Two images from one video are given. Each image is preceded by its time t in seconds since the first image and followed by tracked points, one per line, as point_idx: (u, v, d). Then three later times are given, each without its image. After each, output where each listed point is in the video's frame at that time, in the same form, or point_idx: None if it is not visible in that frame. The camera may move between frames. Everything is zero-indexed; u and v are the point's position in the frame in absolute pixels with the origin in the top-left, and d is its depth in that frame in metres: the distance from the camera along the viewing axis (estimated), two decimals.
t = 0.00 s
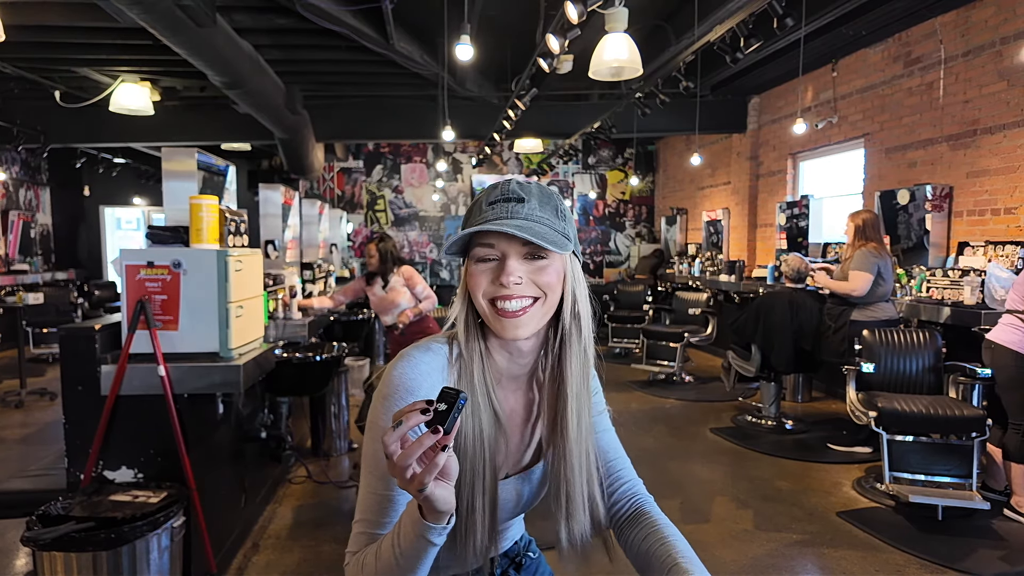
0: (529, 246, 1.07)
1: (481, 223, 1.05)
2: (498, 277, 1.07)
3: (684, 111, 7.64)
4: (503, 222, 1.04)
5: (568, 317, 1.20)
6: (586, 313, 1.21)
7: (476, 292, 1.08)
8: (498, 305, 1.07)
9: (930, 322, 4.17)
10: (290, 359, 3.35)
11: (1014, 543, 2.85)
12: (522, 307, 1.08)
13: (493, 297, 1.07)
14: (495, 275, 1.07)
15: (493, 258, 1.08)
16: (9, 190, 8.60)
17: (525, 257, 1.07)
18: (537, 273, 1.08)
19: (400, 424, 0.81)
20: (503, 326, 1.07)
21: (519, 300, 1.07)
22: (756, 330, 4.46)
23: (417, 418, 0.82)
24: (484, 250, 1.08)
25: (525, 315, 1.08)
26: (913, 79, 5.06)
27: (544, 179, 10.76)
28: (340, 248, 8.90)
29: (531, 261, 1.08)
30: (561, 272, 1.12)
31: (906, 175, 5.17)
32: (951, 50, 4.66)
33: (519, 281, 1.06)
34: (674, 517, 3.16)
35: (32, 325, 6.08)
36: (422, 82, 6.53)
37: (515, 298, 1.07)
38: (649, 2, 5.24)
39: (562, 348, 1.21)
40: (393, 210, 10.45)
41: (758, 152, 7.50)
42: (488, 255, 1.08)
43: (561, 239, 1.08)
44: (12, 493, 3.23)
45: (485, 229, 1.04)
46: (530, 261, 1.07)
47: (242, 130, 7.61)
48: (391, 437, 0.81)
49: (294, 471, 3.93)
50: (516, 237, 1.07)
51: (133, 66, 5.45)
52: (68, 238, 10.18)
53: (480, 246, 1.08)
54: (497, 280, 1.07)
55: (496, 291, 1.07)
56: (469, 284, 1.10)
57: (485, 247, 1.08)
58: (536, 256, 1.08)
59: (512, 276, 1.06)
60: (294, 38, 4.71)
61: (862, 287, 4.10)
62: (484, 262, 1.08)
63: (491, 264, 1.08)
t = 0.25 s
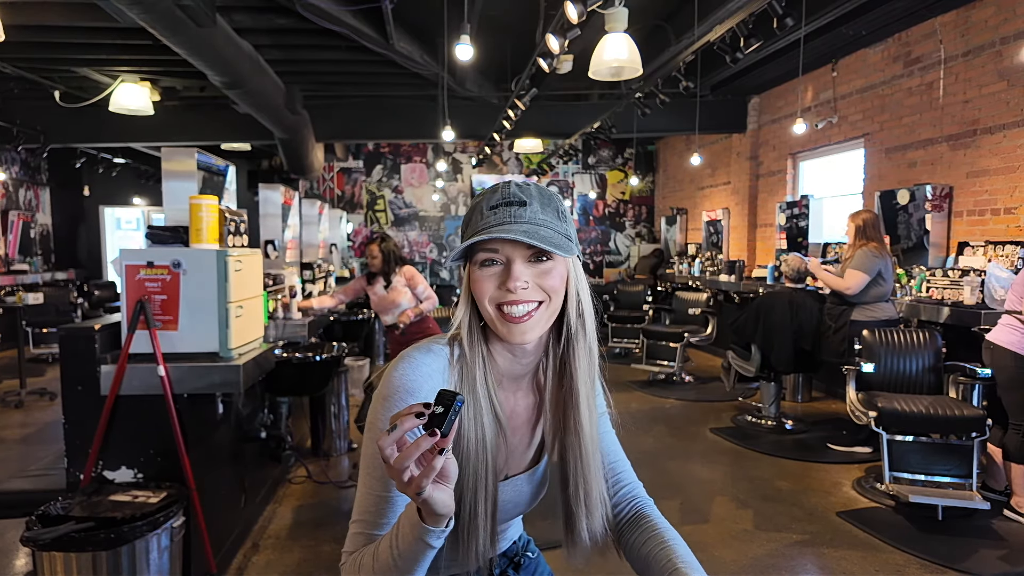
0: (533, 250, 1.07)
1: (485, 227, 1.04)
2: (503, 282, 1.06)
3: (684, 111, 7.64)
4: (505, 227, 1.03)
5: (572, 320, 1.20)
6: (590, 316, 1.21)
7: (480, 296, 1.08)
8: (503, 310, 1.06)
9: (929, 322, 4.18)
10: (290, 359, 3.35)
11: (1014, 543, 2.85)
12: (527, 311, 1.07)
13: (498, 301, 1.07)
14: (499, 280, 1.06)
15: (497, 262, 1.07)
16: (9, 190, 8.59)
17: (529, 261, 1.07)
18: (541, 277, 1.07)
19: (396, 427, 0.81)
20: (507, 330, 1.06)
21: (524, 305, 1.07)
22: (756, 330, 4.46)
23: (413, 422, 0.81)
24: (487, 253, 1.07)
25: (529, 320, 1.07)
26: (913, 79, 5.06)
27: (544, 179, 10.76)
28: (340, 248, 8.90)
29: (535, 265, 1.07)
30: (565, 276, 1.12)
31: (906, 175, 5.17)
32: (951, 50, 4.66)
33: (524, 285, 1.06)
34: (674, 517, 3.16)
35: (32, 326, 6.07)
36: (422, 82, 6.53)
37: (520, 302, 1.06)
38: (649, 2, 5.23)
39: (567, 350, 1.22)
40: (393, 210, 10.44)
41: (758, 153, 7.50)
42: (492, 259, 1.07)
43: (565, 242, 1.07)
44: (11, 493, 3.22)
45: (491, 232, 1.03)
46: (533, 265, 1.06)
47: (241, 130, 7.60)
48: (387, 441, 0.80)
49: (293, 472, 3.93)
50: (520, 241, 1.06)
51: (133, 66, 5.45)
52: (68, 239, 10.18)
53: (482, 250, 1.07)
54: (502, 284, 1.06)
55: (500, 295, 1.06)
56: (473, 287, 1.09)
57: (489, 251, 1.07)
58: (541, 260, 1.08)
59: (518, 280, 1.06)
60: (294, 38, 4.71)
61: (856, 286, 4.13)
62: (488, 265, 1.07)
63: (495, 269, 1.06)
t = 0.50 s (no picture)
0: (535, 252, 1.07)
1: (488, 228, 1.04)
2: (504, 284, 1.06)
3: (684, 111, 7.64)
4: (509, 229, 1.02)
5: (571, 320, 1.20)
6: (590, 316, 1.21)
7: (481, 297, 1.07)
8: (503, 311, 1.06)
9: (929, 322, 4.18)
10: (290, 359, 3.35)
11: (1014, 543, 2.85)
12: (528, 313, 1.07)
13: (498, 303, 1.07)
14: (501, 282, 1.06)
15: (499, 265, 1.06)
16: (9, 190, 8.59)
17: (530, 263, 1.06)
18: (542, 279, 1.07)
19: (393, 427, 0.80)
20: (508, 331, 1.06)
21: (524, 307, 1.07)
22: (755, 330, 4.46)
23: (411, 422, 0.81)
24: (489, 256, 1.07)
25: (530, 321, 1.07)
26: (913, 79, 5.06)
27: (544, 179, 10.76)
28: (339, 248, 8.89)
29: (537, 267, 1.07)
30: (566, 279, 1.12)
31: (905, 175, 5.17)
32: (951, 50, 4.66)
33: (525, 288, 1.06)
34: (674, 517, 3.16)
35: (32, 326, 6.07)
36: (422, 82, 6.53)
37: (520, 304, 1.06)
38: (649, 2, 5.24)
39: (566, 350, 1.22)
40: (393, 210, 10.44)
41: (758, 153, 7.50)
42: (493, 261, 1.07)
43: (567, 245, 1.07)
44: (11, 493, 3.22)
45: (493, 234, 1.02)
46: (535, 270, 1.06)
47: (241, 130, 7.60)
48: (386, 441, 0.80)
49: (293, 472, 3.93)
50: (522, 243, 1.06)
51: (132, 66, 5.45)
52: (68, 239, 10.17)
53: (484, 251, 1.07)
54: (503, 286, 1.06)
55: (499, 298, 1.06)
56: (474, 288, 1.08)
57: (490, 252, 1.07)
58: (542, 263, 1.08)
59: (519, 283, 1.05)
60: (294, 38, 4.72)
61: (852, 286, 4.15)
62: (489, 267, 1.07)
63: (496, 271, 1.06)
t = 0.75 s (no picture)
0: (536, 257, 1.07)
1: (490, 231, 1.04)
2: (503, 289, 1.06)
3: (684, 111, 7.64)
4: (510, 234, 1.03)
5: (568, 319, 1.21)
6: (587, 315, 1.22)
7: (480, 299, 1.08)
8: (502, 313, 1.07)
9: (929, 322, 4.18)
10: (290, 359, 3.35)
11: (1014, 543, 2.85)
12: (526, 316, 1.07)
13: (497, 305, 1.07)
14: (500, 285, 1.06)
15: (499, 268, 1.06)
16: (9, 190, 8.59)
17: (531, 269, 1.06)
18: (541, 285, 1.07)
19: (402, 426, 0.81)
20: (506, 333, 1.06)
21: (522, 311, 1.07)
22: (755, 330, 4.46)
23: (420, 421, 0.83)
24: (489, 258, 1.07)
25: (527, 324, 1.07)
26: (913, 79, 5.06)
27: (544, 179, 10.76)
28: (339, 248, 8.89)
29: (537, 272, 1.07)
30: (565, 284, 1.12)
31: (905, 175, 5.18)
32: (951, 50, 4.66)
33: (523, 294, 1.06)
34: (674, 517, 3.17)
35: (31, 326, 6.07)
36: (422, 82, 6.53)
37: (519, 309, 1.06)
38: (649, 2, 5.24)
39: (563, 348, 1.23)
40: (393, 210, 10.45)
41: (758, 153, 7.51)
42: (494, 263, 1.07)
43: (568, 254, 1.07)
44: (11, 494, 3.22)
45: (495, 237, 1.02)
46: (535, 275, 1.06)
47: (241, 130, 7.60)
48: (393, 439, 0.81)
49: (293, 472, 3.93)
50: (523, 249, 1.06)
51: (132, 66, 5.45)
52: (68, 239, 10.17)
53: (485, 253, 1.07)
54: (503, 290, 1.06)
55: (497, 300, 1.06)
56: (473, 289, 1.09)
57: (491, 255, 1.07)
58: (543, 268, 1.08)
59: (517, 290, 1.05)
60: (294, 38, 4.72)
61: (851, 287, 4.15)
62: (489, 270, 1.07)
63: (496, 273, 1.06)
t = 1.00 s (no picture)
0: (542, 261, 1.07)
1: (496, 233, 1.04)
2: (506, 292, 1.06)
3: (684, 111, 7.64)
4: (517, 236, 1.03)
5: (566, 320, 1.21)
6: (586, 315, 1.22)
7: (481, 300, 1.07)
8: (503, 316, 1.06)
9: (929, 322, 4.19)
10: (290, 359, 3.35)
11: (1013, 543, 2.85)
12: (527, 321, 1.07)
13: (498, 308, 1.07)
14: (503, 288, 1.06)
15: (503, 271, 1.06)
16: (9, 191, 8.59)
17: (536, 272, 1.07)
18: (545, 289, 1.07)
19: (417, 424, 0.82)
20: (505, 336, 1.06)
21: (523, 316, 1.07)
22: (755, 330, 4.45)
23: (435, 419, 0.83)
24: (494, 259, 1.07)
25: (527, 329, 1.07)
26: (913, 79, 5.06)
27: (544, 179, 10.76)
28: (339, 248, 8.89)
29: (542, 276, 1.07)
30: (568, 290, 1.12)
31: (905, 175, 5.18)
32: (951, 50, 4.66)
33: (525, 299, 1.06)
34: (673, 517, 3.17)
35: (31, 326, 6.07)
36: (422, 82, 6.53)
37: (520, 312, 1.06)
38: (649, 2, 5.24)
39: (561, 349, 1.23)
40: (393, 210, 10.45)
41: (758, 153, 7.51)
42: (499, 266, 1.07)
43: (574, 259, 1.08)
44: (11, 494, 3.22)
45: (502, 241, 1.02)
46: (540, 277, 1.06)
47: (241, 129, 7.61)
48: (406, 436, 0.82)
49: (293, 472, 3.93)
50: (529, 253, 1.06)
51: (132, 66, 5.45)
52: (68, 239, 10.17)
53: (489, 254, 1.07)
54: (505, 293, 1.06)
55: (499, 302, 1.06)
56: (474, 291, 1.08)
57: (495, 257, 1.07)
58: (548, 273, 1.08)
59: (520, 294, 1.05)
60: (293, 38, 4.72)
61: (852, 286, 4.15)
62: (492, 273, 1.07)
63: (499, 275, 1.06)
